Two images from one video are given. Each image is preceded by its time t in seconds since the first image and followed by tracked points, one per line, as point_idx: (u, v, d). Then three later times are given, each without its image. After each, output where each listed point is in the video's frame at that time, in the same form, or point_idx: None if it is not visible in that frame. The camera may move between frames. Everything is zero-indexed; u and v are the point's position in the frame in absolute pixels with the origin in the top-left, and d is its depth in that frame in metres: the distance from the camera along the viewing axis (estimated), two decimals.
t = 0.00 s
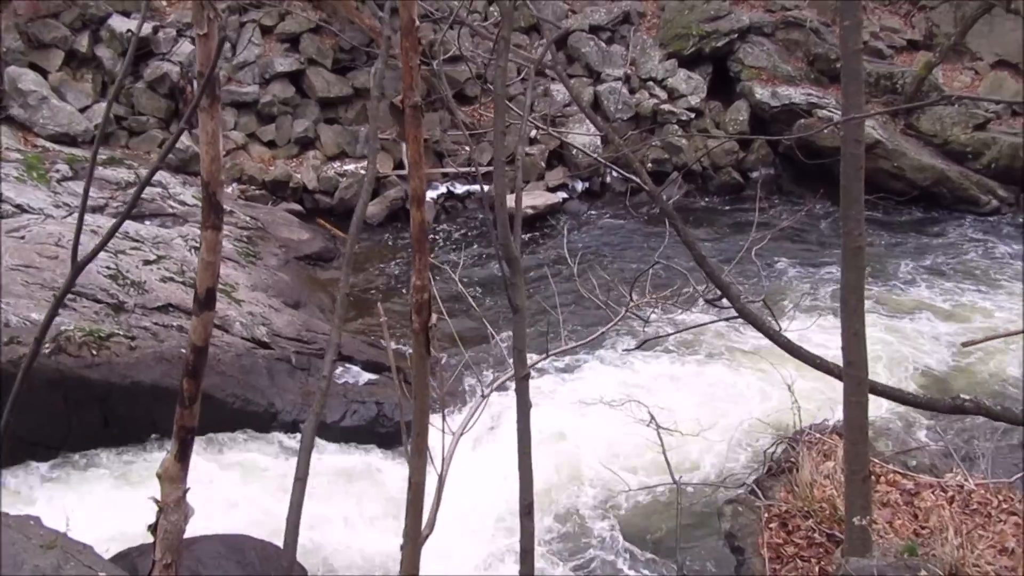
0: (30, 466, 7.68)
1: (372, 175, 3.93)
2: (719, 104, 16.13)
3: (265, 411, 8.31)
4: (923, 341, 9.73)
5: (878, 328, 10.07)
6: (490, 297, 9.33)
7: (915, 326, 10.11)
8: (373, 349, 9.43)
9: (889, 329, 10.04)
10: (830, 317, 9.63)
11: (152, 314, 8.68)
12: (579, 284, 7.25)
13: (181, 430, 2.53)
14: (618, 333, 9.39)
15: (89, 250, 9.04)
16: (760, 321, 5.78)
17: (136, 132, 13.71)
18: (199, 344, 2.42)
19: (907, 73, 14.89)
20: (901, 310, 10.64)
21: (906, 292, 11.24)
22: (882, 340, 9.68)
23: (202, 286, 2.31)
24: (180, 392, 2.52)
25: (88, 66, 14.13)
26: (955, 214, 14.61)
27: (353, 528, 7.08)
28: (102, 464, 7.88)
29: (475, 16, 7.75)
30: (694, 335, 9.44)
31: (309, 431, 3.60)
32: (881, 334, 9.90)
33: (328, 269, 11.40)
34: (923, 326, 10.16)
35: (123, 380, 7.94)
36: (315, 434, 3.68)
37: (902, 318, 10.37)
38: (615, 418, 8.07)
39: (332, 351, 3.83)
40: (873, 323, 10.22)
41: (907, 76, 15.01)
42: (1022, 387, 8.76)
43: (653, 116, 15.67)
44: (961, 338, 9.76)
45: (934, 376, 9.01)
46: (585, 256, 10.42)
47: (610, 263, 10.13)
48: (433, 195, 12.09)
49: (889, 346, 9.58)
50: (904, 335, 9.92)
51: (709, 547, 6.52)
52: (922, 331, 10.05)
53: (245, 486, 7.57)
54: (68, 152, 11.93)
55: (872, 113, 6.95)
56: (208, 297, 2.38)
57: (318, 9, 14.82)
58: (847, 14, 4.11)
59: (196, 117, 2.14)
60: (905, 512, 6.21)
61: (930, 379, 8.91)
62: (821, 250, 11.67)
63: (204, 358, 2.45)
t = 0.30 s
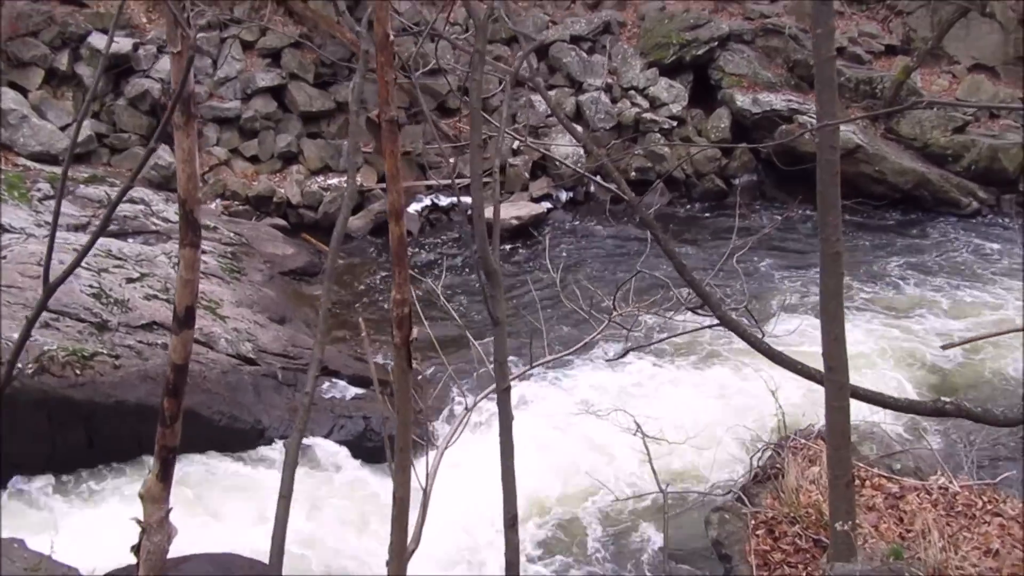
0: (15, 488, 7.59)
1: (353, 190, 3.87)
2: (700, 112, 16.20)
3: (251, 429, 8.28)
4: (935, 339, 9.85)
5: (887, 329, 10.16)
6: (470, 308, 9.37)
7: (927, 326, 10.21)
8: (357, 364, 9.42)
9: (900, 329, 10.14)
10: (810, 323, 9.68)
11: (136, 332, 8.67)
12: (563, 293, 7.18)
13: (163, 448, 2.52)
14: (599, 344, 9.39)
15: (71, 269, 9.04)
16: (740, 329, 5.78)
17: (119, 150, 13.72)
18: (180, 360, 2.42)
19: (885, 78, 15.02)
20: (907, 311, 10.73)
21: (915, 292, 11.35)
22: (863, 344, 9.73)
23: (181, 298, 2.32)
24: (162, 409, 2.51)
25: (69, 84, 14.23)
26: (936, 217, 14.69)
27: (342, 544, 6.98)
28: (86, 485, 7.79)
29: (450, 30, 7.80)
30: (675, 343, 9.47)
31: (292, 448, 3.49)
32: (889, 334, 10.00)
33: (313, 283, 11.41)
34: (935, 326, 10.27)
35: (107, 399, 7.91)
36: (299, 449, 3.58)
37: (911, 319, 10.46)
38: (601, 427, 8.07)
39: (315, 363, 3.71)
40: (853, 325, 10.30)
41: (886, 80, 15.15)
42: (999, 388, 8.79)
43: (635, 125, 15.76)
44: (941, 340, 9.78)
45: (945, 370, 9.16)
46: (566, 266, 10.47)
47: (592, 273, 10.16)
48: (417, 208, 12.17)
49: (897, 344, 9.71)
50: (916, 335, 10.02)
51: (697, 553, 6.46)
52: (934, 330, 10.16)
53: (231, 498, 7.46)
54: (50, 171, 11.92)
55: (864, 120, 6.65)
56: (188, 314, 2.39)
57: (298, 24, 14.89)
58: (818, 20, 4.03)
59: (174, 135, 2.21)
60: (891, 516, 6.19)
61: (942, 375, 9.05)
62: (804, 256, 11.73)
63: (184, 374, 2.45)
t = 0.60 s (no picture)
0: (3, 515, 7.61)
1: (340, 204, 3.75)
2: (691, 130, 16.27)
3: (241, 448, 8.20)
4: (952, 348, 9.92)
5: (899, 341, 10.18)
6: (458, 326, 9.38)
7: (942, 336, 10.28)
8: (346, 382, 9.39)
9: (915, 340, 10.20)
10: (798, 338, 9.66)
11: (126, 353, 8.63)
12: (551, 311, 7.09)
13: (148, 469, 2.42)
14: (587, 362, 9.36)
15: (59, 289, 9.08)
16: (726, 342, 5.75)
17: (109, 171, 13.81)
18: (165, 380, 2.33)
19: (874, 96, 15.12)
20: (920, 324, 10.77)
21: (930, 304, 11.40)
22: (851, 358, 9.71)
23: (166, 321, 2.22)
24: (147, 428, 2.41)
25: (59, 106, 14.35)
26: (927, 233, 14.69)
27: (329, 565, 6.88)
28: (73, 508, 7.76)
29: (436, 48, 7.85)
30: (664, 359, 9.44)
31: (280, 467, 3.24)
32: (904, 345, 10.07)
33: (304, 302, 11.41)
34: (950, 336, 10.34)
35: (96, 420, 7.84)
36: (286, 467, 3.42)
37: (925, 330, 10.52)
38: (591, 445, 8.02)
39: (303, 381, 3.48)
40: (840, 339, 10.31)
41: (874, 98, 15.29)
42: (985, 399, 8.78)
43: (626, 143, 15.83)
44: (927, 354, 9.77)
45: (958, 379, 9.24)
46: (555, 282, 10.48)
47: (582, 290, 10.16)
48: (409, 226, 12.40)
49: (911, 355, 9.79)
50: (931, 345, 10.08)
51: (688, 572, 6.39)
52: (950, 340, 10.24)
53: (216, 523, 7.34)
54: (40, 193, 12.00)
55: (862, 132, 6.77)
56: (173, 333, 2.29)
57: (290, 45, 15.04)
58: (800, 37, 4.00)
59: (161, 154, 2.09)
60: (880, 530, 6.13)
61: (959, 384, 9.13)
62: (794, 272, 11.73)
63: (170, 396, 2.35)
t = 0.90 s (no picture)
0: None
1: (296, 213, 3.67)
2: (649, 133, 16.39)
3: (205, 465, 8.06)
4: (936, 336, 10.18)
5: (873, 333, 10.41)
6: (421, 335, 9.37)
7: (925, 325, 10.54)
8: (310, 395, 9.31)
9: (899, 330, 10.43)
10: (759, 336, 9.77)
11: (83, 371, 8.45)
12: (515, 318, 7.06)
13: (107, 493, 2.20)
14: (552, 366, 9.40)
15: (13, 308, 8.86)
16: (689, 344, 5.79)
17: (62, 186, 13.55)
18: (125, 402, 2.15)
19: (827, 96, 15.40)
20: (899, 314, 11.02)
21: (901, 295, 11.68)
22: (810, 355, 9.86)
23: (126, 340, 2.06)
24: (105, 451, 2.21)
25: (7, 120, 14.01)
26: (881, 229, 14.97)
27: None
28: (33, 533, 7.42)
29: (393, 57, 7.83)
30: (627, 361, 9.50)
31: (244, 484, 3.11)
32: (886, 335, 10.31)
33: (265, 314, 11.29)
34: (933, 324, 10.61)
35: (53, 439, 7.67)
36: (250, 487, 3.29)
37: (908, 320, 10.78)
38: (558, 450, 8.05)
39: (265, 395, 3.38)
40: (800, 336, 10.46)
41: (827, 98, 15.58)
42: (940, 390, 8.96)
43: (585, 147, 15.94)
44: (884, 349, 9.93)
45: (937, 367, 9.51)
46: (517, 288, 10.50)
47: (545, 295, 10.18)
48: (370, 236, 12.30)
49: (893, 344, 10.02)
50: (915, 334, 10.33)
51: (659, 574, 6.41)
52: (933, 328, 10.50)
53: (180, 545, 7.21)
54: None
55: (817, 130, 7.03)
56: (134, 350, 2.12)
57: (245, 56, 14.91)
58: (754, 42, 4.03)
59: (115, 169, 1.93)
60: (844, 525, 6.23)
61: (938, 371, 9.39)
62: (753, 271, 11.89)
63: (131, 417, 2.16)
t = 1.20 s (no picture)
0: None
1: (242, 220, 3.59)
2: (595, 142, 16.54)
3: (149, 479, 7.84)
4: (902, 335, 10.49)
5: (840, 332, 10.66)
6: (368, 346, 9.32)
7: (889, 323, 10.85)
8: (256, 408, 9.16)
9: (863, 330, 10.69)
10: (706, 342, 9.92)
11: (20, 386, 8.19)
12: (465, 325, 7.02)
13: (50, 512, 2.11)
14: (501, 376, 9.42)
15: None
16: (637, 351, 5.85)
17: None
18: (67, 417, 2.06)
19: (768, 106, 15.76)
20: (857, 314, 11.30)
21: (855, 294, 12.01)
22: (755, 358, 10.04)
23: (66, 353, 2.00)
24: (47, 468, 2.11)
25: None
26: (821, 236, 15.35)
27: None
28: None
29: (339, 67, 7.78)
30: (576, 368, 9.56)
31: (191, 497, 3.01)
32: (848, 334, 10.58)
33: (209, 325, 11.10)
34: (895, 322, 10.91)
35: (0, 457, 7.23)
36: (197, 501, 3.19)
37: (871, 319, 11.06)
38: (510, 457, 8.05)
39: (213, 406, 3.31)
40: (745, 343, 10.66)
41: (768, 108, 15.93)
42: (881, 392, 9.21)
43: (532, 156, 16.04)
44: (827, 352, 10.15)
45: (898, 364, 9.77)
46: (466, 298, 10.50)
47: (494, 304, 10.19)
48: (317, 245, 12.16)
49: (855, 343, 10.28)
50: (881, 333, 10.61)
51: None
52: (897, 326, 10.81)
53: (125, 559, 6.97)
54: None
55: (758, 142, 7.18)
56: (76, 364, 2.05)
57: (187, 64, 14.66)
58: (699, 53, 4.08)
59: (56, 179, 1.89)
60: (791, 528, 6.35)
61: (897, 368, 9.66)
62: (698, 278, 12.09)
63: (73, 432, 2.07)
